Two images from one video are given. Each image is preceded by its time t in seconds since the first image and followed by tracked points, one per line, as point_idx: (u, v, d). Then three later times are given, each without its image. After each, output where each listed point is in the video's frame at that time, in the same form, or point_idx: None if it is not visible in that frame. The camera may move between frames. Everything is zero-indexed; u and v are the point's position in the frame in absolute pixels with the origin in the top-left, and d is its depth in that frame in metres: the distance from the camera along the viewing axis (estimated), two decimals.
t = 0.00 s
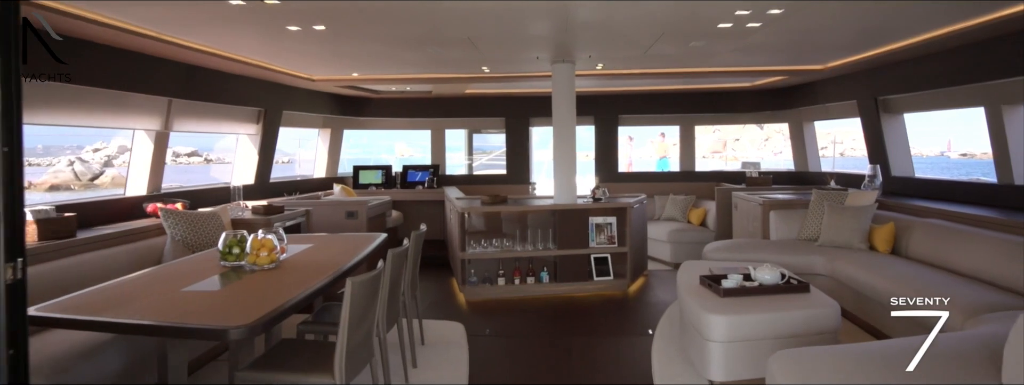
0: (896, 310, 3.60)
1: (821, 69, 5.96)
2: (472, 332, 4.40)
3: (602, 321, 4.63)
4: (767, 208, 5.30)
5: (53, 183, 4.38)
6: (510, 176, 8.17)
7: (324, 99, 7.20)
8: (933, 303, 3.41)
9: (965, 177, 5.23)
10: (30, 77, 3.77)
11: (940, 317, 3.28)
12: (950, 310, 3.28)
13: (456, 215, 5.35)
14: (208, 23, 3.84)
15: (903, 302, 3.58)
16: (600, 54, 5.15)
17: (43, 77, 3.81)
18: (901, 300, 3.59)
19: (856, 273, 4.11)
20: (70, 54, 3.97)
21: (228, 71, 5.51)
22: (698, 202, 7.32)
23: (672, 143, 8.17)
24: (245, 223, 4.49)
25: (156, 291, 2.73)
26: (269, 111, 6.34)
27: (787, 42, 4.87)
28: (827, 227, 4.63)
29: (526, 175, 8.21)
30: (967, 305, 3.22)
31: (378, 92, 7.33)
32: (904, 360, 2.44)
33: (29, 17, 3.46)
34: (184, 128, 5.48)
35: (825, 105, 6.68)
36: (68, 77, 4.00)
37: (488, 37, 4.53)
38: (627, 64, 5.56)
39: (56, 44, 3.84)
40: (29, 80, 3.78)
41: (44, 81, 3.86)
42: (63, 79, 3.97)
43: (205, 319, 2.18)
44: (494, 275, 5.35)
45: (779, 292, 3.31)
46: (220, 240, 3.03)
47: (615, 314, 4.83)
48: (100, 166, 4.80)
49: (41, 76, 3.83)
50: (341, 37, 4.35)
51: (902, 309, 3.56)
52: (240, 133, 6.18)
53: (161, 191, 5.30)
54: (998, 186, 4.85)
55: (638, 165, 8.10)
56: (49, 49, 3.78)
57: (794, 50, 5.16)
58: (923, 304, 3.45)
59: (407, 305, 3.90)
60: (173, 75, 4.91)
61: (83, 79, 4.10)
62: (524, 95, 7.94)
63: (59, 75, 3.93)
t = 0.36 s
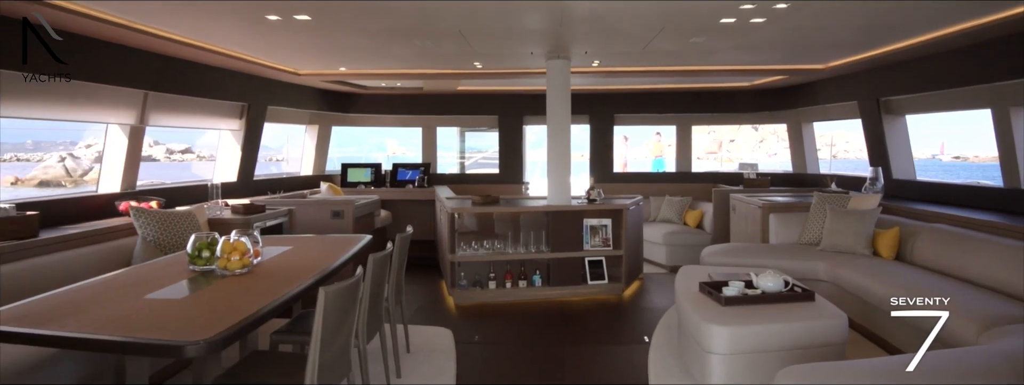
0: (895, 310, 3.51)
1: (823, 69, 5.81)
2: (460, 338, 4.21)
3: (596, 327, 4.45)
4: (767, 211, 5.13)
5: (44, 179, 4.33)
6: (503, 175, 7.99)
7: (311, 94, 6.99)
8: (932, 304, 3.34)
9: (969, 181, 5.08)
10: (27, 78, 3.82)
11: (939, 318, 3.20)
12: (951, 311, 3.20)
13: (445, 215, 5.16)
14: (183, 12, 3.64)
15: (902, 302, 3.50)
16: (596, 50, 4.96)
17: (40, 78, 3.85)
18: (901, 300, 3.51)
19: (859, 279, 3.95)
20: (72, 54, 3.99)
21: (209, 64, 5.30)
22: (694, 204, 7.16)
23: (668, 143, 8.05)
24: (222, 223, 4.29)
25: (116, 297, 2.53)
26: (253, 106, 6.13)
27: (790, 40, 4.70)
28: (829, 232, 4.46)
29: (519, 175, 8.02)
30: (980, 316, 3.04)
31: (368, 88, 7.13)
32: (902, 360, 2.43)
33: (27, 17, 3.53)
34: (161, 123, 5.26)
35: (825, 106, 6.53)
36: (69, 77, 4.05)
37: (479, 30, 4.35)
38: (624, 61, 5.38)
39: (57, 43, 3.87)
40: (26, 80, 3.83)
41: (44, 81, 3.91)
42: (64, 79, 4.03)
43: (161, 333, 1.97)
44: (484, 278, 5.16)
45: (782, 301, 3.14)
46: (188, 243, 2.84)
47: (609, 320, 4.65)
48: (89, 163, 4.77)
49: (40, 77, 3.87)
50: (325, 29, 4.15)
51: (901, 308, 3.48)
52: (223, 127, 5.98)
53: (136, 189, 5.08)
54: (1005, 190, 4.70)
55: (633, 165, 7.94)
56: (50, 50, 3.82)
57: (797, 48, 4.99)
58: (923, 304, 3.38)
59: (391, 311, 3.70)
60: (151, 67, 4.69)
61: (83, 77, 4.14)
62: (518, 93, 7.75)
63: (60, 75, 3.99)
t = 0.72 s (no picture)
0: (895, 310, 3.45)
1: (827, 67, 5.64)
2: (449, 346, 4.00)
3: (592, 334, 4.25)
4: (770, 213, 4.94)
5: (35, 177, 4.25)
6: (497, 175, 7.79)
7: (299, 90, 6.78)
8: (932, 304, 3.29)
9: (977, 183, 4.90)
10: (27, 78, 3.87)
11: (939, 318, 3.14)
12: (951, 311, 3.13)
13: (436, 216, 4.96)
14: None
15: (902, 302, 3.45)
16: (594, 45, 4.77)
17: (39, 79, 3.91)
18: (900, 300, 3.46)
19: (867, 285, 3.76)
20: (71, 54, 4.01)
21: (190, 57, 5.06)
22: (693, 204, 6.98)
23: (665, 143, 7.87)
24: (199, 224, 4.07)
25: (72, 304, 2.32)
26: (237, 102, 5.90)
27: (795, 36, 4.52)
28: (835, 235, 4.29)
29: (513, 174, 7.81)
30: (1003, 326, 2.85)
31: (357, 83, 6.91)
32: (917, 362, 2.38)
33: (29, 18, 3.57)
34: (138, 118, 5.05)
35: (828, 105, 6.36)
36: (69, 77, 4.12)
37: (470, 23, 4.14)
38: (623, 56, 5.19)
39: (57, 44, 3.89)
40: (25, 80, 3.87)
41: (44, 81, 3.96)
42: (64, 80, 4.09)
43: (110, 350, 1.76)
44: (476, 282, 4.96)
45: (789, 310, 2.96)
46: (154, 247, 2.64)
47: (605, 326, 4.45)
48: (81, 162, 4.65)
49: (39, 76, 3.93)
50: (308, 20, 3.93)
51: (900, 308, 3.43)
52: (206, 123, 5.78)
53: (110, 188, 4.85)
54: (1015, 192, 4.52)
55: (630, 164, 7.75)
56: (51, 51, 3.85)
57: (803, 44, 4.81)
58: (922, 304, 3.32)
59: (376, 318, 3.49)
60: (126, 60, 4.46)
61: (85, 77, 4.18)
62: (512, 90, 7.55)
63: (59, 76, 4.05)
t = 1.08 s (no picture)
0: (896, 310, 3.40)
1: (833, 62, 5.45)
2: (442, 356, 3.80)
3: (591, 342, 4.06)
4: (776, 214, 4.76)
5: (31, 177, 4.32)
6: (492, 174, 7.60)
7: (288, 87, 6.56)
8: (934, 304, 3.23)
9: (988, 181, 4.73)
10: (27, 78, 3.86)
11: (939, 318, 3.09)
12: (951, 310, 3.07)
13: (429, 217, 4.76)
14: None
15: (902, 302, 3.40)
16: (593, 39, 4.57)
17: (39, 78, 3.89)
18: (901, 299, 3.41)
19: (880, 291, 3.58)
20: (71, 54, 3.99)
21: (170, 52, 4.84)
22: (694, 205, 6.81)
23: (664, 142, 7.72)
24: (178, 227, 3.81)
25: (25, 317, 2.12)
26: (222, 99, 5.69)
27: (803, 29, 4.32)
28: (846, 237, 4.10)
29: (509, 174, 7.62)
30: None
31: (347, 80, 6.71)
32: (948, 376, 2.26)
33: (30, 18, 3.56)
34: (115, 116, 4.82)
35: (832, 102, 6.18)
36: (70, 77, 4.11)
37: (463, 15, 3.95)
38: (622, 51, 5.00)
39: (57, 44, 3.87)
40: (25, 80, 3.86)
41: (44, 81, 3.96)
42: (64, 79, 4.08)
43: (51, 379, 1.56)
44: (471, 287, 4.76)
45: (804, 320, 2.77)
46: (118, 256, 2.43)
47: (605, 333, 4.26)
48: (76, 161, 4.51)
49: (39, 76, 3.92)
50: (292, 12, 3.73)
51: (900, 309, 3.38)
52: (190, 122, 5.57)
53: (85, 189, 4.62)
54: None
55: (626, 164, 7.56)
56: (51, 51, 3.83)
57: (810, 38, 4.62)
58: (923, 304, 3.27)
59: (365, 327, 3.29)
60: (100, 55, 4.24)
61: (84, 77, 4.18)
62: (508, 87, 7.36)
63: (60, 75, 4.04)
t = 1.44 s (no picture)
0: (895, 310, 3.36)
1: (842, 55, 5.25)
2: (436, 367, 3.60)
3: (593, 350, 3.86)
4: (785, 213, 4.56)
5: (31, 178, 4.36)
6: (489, 173, 7.39)
7: (277, 85, 6.35)
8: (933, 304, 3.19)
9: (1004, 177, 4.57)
10: (28, 78, 3.85)
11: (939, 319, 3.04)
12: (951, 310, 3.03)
13: (423, 219, 4.56)
14: None
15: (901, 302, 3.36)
16: (592, 32, 4.37)
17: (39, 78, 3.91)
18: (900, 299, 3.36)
19: (897, 295, 3.39)
20: (70, 54, 4.00)
21: (150, 48, 4.62)
22: (696, 204, 6.62)
23: (663, 139, 7.56)
24: (156, 233, 3.62)
25: None
26: (208, 98, 5.48)
27: (814, 20, 4.11)
28: (860, 239, 3.92)
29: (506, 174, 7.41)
30: None
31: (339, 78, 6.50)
32: None
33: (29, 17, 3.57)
34: (94, 117, 4.62)
35: (840, 97, 5.99)
36: (70, 76, 4.08)
37: (456, 7, 3.74)
38: (623, 44, 4.79)
39: (55, 43, 3.89)
40: (26, 80, 3.85)
41: (44, 81, 3.95)
42: (64, 79, 4.08)
43: None
44: (467, 292, 4.57)
45: (823, 330, 2.59)
46: (80, 267, 2.22)
47: (608, 340, 4.07)
48: (77, 160, 4.61)
49: (39, 77, 3.91)
50: (275, 4, 3.52)
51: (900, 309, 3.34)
52: (175, 121, 5.37)
53: (62, 193, 4.42)
54: None
55: (626, 162, 7.34)
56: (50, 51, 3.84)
57: (819, 30, 4.42)
58: (922, 304, 3.23)
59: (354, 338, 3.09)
60: (74, 51, 4.04)
61: (84, 77, 4.18)
62: (505, 84, 7.15)
63: (60, 76, 4.04)
